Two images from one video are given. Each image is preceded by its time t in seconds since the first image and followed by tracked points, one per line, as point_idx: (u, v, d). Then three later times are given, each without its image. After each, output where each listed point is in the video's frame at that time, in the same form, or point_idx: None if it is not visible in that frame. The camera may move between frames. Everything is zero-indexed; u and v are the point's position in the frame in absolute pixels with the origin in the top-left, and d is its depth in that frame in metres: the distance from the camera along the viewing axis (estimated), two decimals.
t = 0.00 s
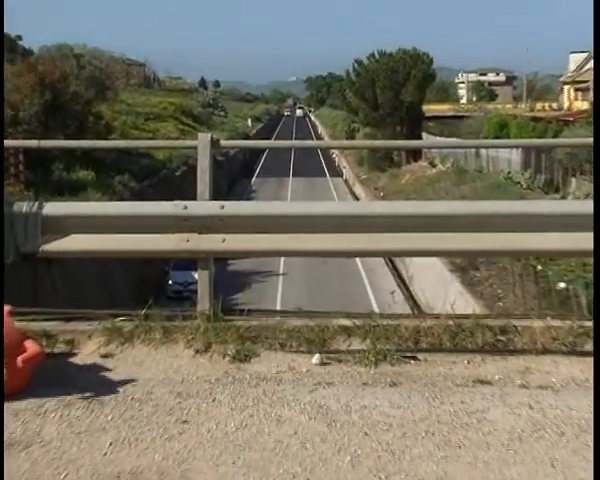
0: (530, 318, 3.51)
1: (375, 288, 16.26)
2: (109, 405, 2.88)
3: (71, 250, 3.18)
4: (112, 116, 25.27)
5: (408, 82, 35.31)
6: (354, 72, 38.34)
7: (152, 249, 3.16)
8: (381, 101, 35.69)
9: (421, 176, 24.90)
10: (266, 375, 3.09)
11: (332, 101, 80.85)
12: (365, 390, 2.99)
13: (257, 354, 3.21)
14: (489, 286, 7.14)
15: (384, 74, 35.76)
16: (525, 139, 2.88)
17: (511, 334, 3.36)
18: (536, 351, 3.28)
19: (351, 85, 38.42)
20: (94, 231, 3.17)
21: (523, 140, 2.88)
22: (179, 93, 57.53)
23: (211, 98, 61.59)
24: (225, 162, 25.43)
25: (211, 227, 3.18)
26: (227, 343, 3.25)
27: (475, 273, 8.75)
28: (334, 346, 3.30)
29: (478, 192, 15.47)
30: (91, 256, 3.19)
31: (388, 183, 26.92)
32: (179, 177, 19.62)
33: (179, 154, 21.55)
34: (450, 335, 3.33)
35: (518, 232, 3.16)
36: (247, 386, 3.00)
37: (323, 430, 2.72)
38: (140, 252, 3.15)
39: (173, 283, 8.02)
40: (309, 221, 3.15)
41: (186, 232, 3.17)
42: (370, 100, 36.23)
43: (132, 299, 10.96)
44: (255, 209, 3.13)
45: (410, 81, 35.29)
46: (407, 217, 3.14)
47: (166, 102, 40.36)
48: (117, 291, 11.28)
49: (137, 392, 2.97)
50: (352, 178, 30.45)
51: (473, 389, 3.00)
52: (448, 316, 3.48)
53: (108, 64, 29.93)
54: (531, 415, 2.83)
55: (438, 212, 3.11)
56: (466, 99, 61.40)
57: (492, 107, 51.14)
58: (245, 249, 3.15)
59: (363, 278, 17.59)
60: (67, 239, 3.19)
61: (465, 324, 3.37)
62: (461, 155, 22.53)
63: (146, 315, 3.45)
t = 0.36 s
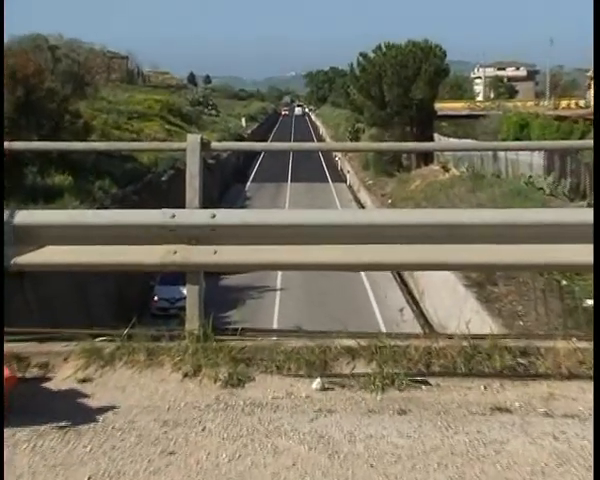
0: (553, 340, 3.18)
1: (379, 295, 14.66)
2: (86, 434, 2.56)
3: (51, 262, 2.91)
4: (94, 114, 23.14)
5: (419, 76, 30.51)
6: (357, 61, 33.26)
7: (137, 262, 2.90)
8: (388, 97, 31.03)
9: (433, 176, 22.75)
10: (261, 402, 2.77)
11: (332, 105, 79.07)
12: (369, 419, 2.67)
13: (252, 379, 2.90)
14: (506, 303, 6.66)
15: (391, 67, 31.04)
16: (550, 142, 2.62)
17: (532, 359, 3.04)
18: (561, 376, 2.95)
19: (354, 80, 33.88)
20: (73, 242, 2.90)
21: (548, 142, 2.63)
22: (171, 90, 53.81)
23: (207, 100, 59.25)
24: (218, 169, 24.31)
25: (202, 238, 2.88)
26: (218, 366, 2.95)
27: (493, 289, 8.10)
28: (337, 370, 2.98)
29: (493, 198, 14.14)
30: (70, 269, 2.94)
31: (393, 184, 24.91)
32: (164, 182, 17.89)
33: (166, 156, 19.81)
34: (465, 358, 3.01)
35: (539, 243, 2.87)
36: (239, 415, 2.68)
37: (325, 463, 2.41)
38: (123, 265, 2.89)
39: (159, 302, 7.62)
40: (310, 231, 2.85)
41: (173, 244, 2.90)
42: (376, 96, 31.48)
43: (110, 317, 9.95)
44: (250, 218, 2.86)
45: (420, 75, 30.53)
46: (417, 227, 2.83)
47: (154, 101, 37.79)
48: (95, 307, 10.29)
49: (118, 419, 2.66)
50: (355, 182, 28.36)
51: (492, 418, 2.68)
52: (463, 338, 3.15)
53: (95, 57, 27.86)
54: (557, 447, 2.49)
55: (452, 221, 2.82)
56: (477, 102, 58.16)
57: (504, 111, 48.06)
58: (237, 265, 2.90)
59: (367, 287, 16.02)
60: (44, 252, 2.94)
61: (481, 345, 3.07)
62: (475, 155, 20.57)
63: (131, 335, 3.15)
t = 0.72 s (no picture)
0: (582, 361, 2.89)
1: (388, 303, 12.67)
2: (60, 464, 2.28)
3: (32, 273, 2.62)
4: (72, 107, 20.58)
5: (433, 67, 25.34)
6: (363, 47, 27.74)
7: (121, 272, 2.63)
8: (398, 90, 25.50)
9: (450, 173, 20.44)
10: (257, 429, 2.48)
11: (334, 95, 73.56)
12: (377, 448, 2.38)
13: (246, 403, 2.62)
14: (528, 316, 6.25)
15: (402, 58, 25.51)
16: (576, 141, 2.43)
17: (559, 382, 2.75)
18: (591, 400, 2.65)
19: (358, 72, 28.24)
20: (49, 250, 2.62)
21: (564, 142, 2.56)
22: (154, 77, 48.44)
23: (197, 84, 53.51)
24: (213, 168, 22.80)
25: (191, 247, 2.64)
26: (209, 388, 2.67)
27: (515, 303, 7.45)
28: (341, 394, 2.70)
29: (515, 204, 12.86)
30: (46, 280, 2.67)
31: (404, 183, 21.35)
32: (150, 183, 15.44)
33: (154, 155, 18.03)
34: (483, 380, 2.73)
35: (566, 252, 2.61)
36: (232, 443, 2.40)
37: None
38: (105, 276, 2.63)
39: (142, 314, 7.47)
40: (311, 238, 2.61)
41: (160, 252, 2.64)
42: (385, 88, 25.86)
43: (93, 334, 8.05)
44: (245, 225, 2.59)
45: (434, 66, 25.35)
46: (425, 235, 2.59)
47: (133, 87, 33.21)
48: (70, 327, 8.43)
49: (97, 447, 2.38)
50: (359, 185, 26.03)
51: (515, 447, 2.39)
52: (481, 358, 2.86)
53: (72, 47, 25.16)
54: None
55: (467, 227, 2.58)
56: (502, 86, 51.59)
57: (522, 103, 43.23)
58: (231, 276, 2.63)
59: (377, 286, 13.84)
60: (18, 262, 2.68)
61: (502, 366, 2.78)
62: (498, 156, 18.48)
63: (113, 353, 2.87)
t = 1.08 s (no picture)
0: None
1: (399, 316, 12.19)
2: None
3: (7, 281, 2.41)
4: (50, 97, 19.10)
5: (448, 51, 22.94)
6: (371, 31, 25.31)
7: (104, 278, 2.42)
8: (409, 77, 22.85)
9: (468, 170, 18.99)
10: (252, 455, 2.23)
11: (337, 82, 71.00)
12: None
13: (240, 425, 2.37)
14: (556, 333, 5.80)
15: (415, 42, 23.05)
16: None
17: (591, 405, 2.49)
18: None
19: (364, 56, 25.61)
20: (24, 256, 2.41)
21: (583, 135, 2.39)
22: (136, 60, 44.99)
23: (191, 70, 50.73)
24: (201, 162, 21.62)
25: (178, 251, 2.43)
26: (199, 408, 2.42)
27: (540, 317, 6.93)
28: (346, 414, 2.45)
29: (544, 207, 11.83)
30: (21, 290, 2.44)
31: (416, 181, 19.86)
32: (132, 180, 14.30)
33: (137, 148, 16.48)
34: (505, 401, 2.48)
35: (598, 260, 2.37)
36: (225, 471, 2.14)
37: None
38: (86, 281, 2.41)
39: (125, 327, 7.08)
40: (310, 242, 2.38)
41: (145, 257, 2.43)
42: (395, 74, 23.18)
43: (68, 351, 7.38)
44: (238, 227, 2.38)
45: (450, 50, 22.95)
46: (436, 238, 2.36)
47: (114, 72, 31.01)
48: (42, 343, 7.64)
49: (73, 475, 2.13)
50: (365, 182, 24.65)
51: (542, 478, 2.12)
52: (504, 378, 2.58)
53: (45, 26, 22.83)
54: None
55: (481, 229, 2.34)
56: (520, 72, 48.90)
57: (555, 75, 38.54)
58: (223, 281, 2.41)
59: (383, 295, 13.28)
60: None
61: (525, 386, 2.53)
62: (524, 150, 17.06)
63: (91, 369, 2.60)
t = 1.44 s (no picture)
0: None
1: (410, 324, 11.88)
2: None
3: None
4: (27, 84, 18.00)
5: (465, 29, 20.02)
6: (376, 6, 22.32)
7: (85, 281, 2.22)
8: (422, 58, 20.28)
9: (487, 160, 18.19)
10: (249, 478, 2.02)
11: (339, 64, 68.92)
12: None
13: (237, 445, 2.16)
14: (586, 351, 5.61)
15: (427, 18, 20.26)
16: None
17: None
18: None
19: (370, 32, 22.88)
20: None
21: None
22: (129, 44, 43.50)
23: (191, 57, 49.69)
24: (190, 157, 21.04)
25: (167, 251, 2.23)
26: (190, 426, 2.22)
27: (568, 324, 6.57)
28: (352, 432, 2.24)
29: (573, 202, 11.09)
30: None
31: (429, 172, 19.24)
32: (113, 172, 13.52)
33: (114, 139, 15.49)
34: (528, 416, 2.28)
35: None
36: None
37: None
38: (65, 285, 2.22)
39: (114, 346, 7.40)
40: (310, 241, 2.18)
41: (130, 259, 2.23)
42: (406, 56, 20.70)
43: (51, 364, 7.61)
44: (232, 226, 2.18)
45: (466, 27, 20.05)
46: (447, 236, 2.18)
47: (95, 55, 29.30)
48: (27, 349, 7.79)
49: None
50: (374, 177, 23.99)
51: None
52: (527, 391, 2.37)
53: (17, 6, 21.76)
54: None
55: (495, 227, 2.16)
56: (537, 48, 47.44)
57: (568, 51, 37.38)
58: (216, 284, 2.21)
59: (391, 300, 12.92)
60: None
61: (549, 400, 2.33)
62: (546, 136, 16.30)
63: (71, 382, 2.40)
